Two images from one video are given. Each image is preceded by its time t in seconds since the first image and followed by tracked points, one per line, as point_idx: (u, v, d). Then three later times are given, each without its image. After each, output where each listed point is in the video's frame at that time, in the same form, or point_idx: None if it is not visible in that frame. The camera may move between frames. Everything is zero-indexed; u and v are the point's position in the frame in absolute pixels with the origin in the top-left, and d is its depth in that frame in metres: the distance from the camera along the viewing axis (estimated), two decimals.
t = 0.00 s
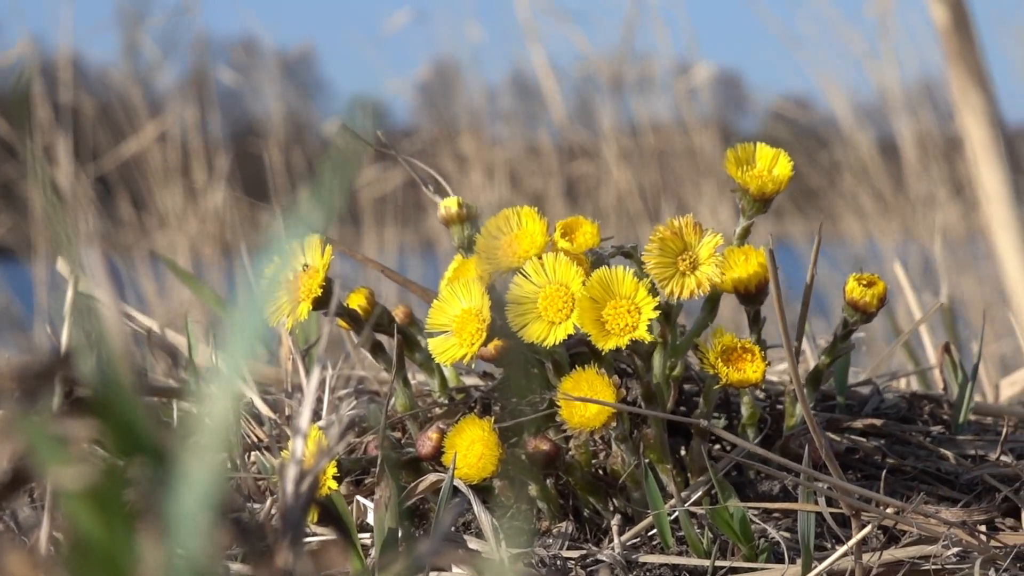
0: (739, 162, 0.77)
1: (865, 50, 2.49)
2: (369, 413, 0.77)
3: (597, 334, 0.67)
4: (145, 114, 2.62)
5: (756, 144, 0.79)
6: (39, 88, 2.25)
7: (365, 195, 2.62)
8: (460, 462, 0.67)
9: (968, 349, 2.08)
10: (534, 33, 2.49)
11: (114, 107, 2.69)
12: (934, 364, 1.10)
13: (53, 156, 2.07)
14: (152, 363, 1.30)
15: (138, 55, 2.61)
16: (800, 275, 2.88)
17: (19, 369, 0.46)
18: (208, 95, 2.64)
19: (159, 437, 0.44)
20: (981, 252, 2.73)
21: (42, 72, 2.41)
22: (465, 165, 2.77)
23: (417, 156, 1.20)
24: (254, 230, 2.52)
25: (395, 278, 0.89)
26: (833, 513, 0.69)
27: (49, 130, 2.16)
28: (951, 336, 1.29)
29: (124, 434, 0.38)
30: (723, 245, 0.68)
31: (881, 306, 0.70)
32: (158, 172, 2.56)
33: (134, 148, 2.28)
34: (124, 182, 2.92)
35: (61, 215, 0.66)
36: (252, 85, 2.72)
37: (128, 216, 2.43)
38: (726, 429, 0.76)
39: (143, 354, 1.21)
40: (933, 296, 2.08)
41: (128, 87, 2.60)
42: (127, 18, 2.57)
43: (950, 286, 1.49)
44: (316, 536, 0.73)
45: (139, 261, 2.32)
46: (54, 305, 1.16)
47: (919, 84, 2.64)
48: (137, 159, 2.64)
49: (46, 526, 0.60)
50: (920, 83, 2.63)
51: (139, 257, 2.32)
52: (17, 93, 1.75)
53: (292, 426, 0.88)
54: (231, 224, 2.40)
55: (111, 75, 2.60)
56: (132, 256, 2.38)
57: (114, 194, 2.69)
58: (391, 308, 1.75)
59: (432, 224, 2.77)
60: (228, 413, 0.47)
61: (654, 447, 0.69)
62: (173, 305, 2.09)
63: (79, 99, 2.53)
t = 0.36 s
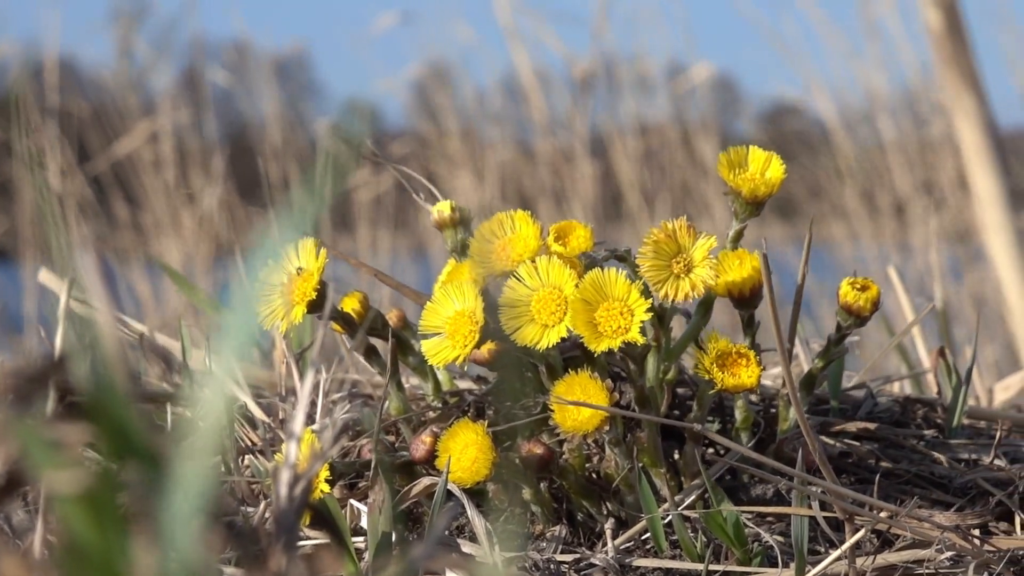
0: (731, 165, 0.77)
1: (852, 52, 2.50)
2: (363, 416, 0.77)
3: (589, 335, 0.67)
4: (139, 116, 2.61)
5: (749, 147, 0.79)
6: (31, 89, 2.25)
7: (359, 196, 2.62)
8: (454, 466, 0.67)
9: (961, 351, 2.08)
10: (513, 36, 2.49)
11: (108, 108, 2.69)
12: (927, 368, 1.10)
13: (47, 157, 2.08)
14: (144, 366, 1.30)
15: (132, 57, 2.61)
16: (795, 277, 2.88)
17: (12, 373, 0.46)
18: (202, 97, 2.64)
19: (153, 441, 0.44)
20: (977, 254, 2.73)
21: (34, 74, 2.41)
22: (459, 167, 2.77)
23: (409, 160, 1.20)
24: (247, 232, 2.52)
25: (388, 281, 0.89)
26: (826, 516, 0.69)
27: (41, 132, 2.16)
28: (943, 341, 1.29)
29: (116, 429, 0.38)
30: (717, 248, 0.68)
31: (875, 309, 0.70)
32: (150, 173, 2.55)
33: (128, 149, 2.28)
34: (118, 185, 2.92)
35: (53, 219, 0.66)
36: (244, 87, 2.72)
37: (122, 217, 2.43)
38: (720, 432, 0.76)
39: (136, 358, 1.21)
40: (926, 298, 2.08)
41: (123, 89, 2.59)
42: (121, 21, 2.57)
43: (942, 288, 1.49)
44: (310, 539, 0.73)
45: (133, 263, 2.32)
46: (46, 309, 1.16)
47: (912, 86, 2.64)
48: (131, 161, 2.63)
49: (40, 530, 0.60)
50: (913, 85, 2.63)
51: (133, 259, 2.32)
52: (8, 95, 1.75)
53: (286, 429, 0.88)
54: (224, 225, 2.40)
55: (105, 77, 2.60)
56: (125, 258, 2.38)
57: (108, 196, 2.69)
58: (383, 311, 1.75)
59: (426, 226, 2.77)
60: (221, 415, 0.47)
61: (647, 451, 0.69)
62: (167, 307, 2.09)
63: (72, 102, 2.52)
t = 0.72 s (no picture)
0: (724, 165, 0.77)
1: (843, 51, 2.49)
2: (357, 416, 0.77)
3: (584, 333, 0.67)
4: (133, 116, 2.61)
5: (741, 147, 0.79)
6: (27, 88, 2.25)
7: (354, 197, 2.62)
8: (447, 465, 0.67)
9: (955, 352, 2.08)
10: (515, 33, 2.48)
11: (102, 109, 2.69)
12: (921, 368, 1.10)
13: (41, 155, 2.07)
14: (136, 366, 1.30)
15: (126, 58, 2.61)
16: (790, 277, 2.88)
17: (6, 371, 0.46)
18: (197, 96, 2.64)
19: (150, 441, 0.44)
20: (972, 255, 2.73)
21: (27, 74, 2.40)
22: (454, 167, 2.77)
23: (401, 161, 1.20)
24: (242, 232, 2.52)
25: (381, 281, 0.89)
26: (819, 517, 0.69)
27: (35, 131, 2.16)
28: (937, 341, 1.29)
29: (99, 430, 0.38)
30: (711, 246, 0.68)
31: (868, 309, 0.70)
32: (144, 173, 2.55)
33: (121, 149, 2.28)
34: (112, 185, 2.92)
35: (46, 218, 0.66)
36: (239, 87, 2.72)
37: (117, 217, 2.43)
38: (713, 432, 0.76)
39: (128, 358, 1.21)
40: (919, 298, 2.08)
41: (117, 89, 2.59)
42: (116, 20, 2.57)
43: (935, 289, 1.49)
44: (303, 538, 0.73)
45: (128, 263, 2.32)
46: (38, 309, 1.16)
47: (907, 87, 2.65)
48: (126, 161, 2.63)
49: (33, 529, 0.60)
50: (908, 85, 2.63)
51: (127, 259, 2.32)
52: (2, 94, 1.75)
53: (279, 429, 0.88)
54: (218, 225, 2.40)
55: (100, 76, 2.60)
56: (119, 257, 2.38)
57: (103, 196, 2.69)
58: (375, 311, 1.75)
59: (420, 226, 2.77)
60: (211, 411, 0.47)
61: (640, 451, 0.69)
62: (161, 307, 2.09)
63: (66, 102, 2.52)
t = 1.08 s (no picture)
0: (720, 167, 0.77)
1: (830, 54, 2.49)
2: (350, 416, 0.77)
3: (581, 334, 0.67)
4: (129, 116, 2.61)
5: (737, 148, 0.79)
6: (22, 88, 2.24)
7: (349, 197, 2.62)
8: (441, 465, 0.67)
9: (950, 352, 2.08)
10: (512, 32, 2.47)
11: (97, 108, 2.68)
12: (915, 368, 1.10)
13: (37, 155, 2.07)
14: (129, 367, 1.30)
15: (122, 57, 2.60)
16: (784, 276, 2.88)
17: None
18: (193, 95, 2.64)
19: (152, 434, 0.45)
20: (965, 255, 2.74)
21: (22, 73, 2.40)
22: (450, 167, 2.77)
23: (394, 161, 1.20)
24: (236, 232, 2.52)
25: (375, 281, 0.89)
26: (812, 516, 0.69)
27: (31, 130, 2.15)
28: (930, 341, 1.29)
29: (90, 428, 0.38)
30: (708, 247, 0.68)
31: (862, 309, 0.70)
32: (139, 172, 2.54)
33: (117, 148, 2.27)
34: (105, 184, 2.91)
35: (40, 218, 0.66)
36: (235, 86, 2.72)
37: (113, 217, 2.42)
38: (707, 432, 0.76)
39: (121, 358, 1.21)
40: (915, 298, 2.08)
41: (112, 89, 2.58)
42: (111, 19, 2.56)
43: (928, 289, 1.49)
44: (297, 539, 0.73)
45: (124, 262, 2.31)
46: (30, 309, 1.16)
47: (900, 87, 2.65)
48: (122, 160, 2.62)
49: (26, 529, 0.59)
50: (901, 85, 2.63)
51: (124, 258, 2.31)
52: None
53: (273, 429, 0.88)
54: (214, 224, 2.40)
55: (95, 75, 2.60)
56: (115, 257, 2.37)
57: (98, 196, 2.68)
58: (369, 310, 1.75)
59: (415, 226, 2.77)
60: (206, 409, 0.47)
61: (634, 451, 0.69)
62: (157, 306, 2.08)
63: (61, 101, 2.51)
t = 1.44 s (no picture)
0: (713, 164, 0.77)
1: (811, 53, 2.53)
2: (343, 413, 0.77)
3: (569, 334, 0.67)
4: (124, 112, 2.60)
5: (729, 145, 0.79)
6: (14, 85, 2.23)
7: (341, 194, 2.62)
8: (434, 462, 0.67)
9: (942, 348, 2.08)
10: (492, 35, 2.50)
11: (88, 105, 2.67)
12: (908, 365, 1.10)
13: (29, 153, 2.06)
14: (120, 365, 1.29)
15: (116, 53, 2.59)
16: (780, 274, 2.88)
17: None
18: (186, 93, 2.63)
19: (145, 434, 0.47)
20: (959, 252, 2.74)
21: (15, 70, 2.39)
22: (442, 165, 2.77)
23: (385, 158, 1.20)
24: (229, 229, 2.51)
25: (368, 279, 0.89)
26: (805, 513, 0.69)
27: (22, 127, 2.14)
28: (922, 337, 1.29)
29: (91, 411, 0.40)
30: (698, 244, 0.68)
31: (854, 307, 0.70)
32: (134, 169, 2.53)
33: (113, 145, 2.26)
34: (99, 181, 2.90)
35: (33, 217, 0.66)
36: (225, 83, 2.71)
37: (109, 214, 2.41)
38: (700, 430, 0.77)
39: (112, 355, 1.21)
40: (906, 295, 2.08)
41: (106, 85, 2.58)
42: (103, 17, 2.56)
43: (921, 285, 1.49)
44: (289, 536, 0.73)
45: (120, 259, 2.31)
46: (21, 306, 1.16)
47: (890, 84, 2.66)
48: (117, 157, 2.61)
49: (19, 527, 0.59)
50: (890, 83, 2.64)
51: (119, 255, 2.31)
52: None
53: (266, 426, 0.88)
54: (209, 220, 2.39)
55: (87, 73, 2.59)
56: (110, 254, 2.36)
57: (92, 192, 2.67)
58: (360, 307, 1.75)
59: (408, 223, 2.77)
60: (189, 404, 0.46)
61: (627, 448, 0.69)
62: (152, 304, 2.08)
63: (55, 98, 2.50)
